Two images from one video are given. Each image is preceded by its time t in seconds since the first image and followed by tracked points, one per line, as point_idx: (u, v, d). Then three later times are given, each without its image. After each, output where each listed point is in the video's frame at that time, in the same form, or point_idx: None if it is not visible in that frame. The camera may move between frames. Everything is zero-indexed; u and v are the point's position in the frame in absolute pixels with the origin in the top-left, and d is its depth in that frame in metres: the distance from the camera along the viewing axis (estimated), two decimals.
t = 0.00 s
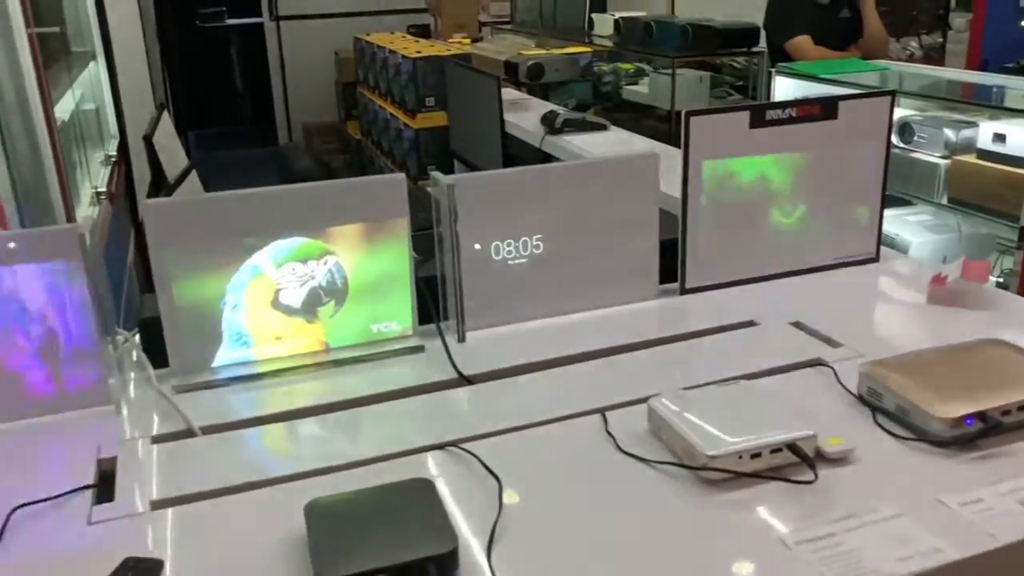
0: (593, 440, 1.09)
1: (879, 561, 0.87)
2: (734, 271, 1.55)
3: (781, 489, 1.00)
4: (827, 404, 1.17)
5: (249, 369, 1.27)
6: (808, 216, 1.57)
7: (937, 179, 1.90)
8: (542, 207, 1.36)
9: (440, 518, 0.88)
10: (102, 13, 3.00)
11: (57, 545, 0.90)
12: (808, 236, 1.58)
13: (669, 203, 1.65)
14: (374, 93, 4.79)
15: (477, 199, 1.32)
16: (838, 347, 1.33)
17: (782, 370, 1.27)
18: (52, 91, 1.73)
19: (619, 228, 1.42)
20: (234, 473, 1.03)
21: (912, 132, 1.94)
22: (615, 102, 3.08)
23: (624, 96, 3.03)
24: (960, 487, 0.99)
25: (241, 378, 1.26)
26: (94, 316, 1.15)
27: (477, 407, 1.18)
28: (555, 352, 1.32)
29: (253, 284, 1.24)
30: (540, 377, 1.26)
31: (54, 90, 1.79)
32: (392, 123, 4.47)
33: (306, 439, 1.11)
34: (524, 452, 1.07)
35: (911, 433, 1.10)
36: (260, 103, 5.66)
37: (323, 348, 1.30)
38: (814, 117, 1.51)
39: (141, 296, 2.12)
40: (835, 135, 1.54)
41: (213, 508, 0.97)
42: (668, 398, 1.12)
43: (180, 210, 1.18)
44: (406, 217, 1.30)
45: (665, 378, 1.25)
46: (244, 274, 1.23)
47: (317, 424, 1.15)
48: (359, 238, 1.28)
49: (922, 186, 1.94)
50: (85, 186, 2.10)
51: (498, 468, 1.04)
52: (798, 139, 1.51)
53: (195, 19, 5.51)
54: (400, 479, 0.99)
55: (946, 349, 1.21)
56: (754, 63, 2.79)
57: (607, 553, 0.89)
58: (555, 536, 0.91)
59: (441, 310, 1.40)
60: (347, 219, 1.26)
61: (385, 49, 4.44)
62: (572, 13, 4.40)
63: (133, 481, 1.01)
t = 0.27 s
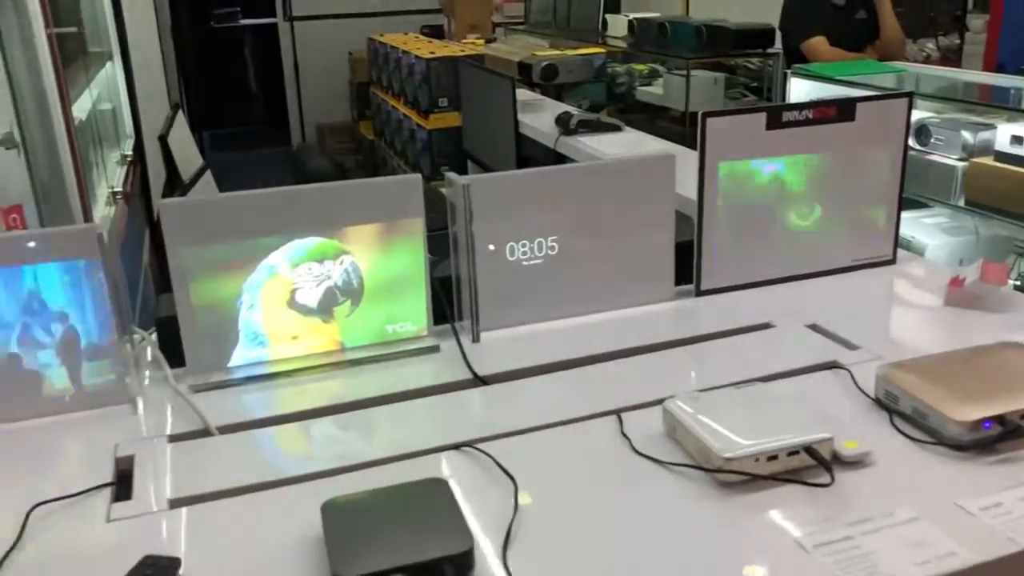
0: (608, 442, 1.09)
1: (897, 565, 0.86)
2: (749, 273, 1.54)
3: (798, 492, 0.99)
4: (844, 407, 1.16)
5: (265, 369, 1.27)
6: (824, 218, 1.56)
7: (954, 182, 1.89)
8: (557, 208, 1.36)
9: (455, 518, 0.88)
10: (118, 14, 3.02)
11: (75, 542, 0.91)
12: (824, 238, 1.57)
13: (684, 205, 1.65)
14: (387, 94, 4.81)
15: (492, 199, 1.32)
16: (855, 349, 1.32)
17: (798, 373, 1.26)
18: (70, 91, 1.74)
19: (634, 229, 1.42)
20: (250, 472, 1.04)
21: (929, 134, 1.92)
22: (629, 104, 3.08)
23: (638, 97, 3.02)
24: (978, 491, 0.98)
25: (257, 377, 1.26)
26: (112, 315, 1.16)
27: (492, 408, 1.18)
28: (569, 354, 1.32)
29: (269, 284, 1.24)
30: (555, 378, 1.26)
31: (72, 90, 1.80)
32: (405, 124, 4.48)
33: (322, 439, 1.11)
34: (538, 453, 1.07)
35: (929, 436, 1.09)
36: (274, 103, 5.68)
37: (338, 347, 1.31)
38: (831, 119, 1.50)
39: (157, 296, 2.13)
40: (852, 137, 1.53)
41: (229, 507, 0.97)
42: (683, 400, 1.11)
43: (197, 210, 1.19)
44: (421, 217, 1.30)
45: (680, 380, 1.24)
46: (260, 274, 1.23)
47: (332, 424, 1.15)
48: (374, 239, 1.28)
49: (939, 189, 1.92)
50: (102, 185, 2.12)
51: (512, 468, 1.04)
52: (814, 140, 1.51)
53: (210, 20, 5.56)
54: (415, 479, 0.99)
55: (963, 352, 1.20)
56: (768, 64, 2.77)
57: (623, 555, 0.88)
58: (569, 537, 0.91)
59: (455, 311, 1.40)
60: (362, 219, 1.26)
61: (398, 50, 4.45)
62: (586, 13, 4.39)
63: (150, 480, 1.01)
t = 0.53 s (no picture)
0: (623, 443, 1.09)
1: (915, 569, 0.86)
2: (765, 275, 1.54)
3: (815, 494, 0.99)
4: (860, 410, 1.16)
5: (282, 368, 1.28)
6: (840, 220, 1.56)
7: (970, 184, 1.86)
8: (573, 210, 1.36)
9: (472, 517, 0.89)
10: (135, 16, 3.04)
11: (97, 539, 0.92)
12: (840, 240, 1.57)
13: (699, 207, 1.65)
14: (401, 95, 4.82)
15: (508, 201, 1.32)
16: (871, 352, 1.32)
17: (814, 376, 1.26)
18: (89, 92, 1.76)
19: (650, 231, 1.42)
20: (269, 471, 1.04)
21: (945, 137, 1.92)
22: (642, 105, 3.09)
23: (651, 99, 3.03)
24: (996, 495, 0.98)
25: (275, 377, 1.27)
26: (132, 315, 1.17)
27: (508, 408, 1.18)
28: (585, 355, 1.32)
29: (286, 284, 1.25)
30: (570, 380, 1.26)
31: (91, 92, 1.82)
32: (418, 126, 4.49)
33: (339, 438, 1.12)
34: (555, 454, 1.07)
35: (946, 440, 1.08)
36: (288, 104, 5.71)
37: (354, 348, 1.31)
38: (847, 121, 1.50)
39: (173, 296, 2.15)
40: (868, 140, 1.52)
41: (248, 505, 0.98)
42: (699, 402, 1.11)
43: (215, 211, 1.20)
44: (437, 218, 1.30)
45: (696, 382, 1.24)
46: (278, 274, 1.24)
47: (349, 424, 1.16)
48: (391, 240, 1.29)
49: (954, 191, 1.89)
50: (119, 186, 2.14)
51: (529, 469, 1.04)
52: (830, 143, 1.50)
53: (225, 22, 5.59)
54: (431, 479, 0.99)
55: (981, 355, 1.20)
56: (782, 66, 2.75)
57: (640, 556, 0.89)
58: (586, 538, 0.92)
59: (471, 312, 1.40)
60: (379, 220, 1.27)
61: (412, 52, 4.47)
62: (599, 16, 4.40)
63: (170, 479, 1.02)
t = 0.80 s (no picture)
0: (642, 443, 1.09)
1: (936, 571, 0.86)
2: (783, 276, 1.54)
3: (834, 496, 0.99)
4: (880, 412, 1.15)
5: (302, 366, 1.29)
6: (859, 221, 1.55)
7: (990, 185, 1.85)
8: (591, 210, 1.37)
9: (493, 515, 0.89)
10: (154, 16, 3.07)
11: (121, 533, 0.93)
12: (859, 241, 1.56)
13: (717, 207, 1.64)
14: (416, 95, 4.83)
15: (526, 201, 1.32)
16: (891, 354, 1.31)
17: (833, 377, 1.25)
18: (110, 91, 1.78)
19: (668, 231, 1.42)
20: (290, 467, 1.05)
21: (964, 138, 1.91)
22: (658, 105, 3.10)
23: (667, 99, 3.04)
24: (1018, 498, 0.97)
25: (294, 374, 1.28)
26: (155, 312, 1.18)
27: (526, 408, 1.19)
28: (603, 355, 1.32)
29: (307, 283, 1.26)
30: (588, 379, 1.26)
31: (113, 91, 1.84)
32: (433, 125, 4.51)
33: (359, 436, 1.13)
34: (573, 453, 1.07)
35: (967, 443, 1.08)
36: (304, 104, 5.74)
37: (373, 346, 1.32)
38: (867, 122, 1.49)
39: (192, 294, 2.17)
40: (887, 141, 1.52)
41: (269, 502, 0.99)
42: (718, 402, 1.11)
43: (237, 210, 1.21)
44: (456, 218, 1.31)
45: (714, 382, 1.24)
46: (299, 272, 1.25)
47: (368, 421, 1.16)
48: (410, 239, 1.29)
49: (975, 191, 1.88)
50: (139, 184, 2.16)
51: (548, 468, 1.04)
52: (850, 143, 1.50)
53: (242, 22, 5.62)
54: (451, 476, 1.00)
55: (1002, 358, 1.19)
56: (801, 66, 2.74)
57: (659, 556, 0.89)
58: (605, 537, 0.92)
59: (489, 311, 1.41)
60: (399, 219, 1.28)
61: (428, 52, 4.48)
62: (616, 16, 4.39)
63: (193, 475, 1.03)
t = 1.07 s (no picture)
0: (662, 443, 1.09)
1: None
2: (804, 277, 1.53)
3: (857, 498, 0.98)
4: (902, 415, 1.15)
5: (323, 363, 1.30)
6: (881, 222, 1.54)
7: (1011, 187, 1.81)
8: (611, 210, 1.36)
9: (514, 513, 0.89)
10: (175, 15, 3.09)
11: (146, 527, 0.94)
12: (880, 243, 1.55)
13: (737, 207, 1.64)
14: (433, 94, 4.84)
15: (547, 200, 1.33)
16: (912, 357, 1.30)
17: (854, 379, 1.25)
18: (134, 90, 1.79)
19: (688, 231, 1.42)
20: (312, 463, 1.06)
21: (987, 138, 1.89)
22: (676, 105, 3.09)
23: (685, 98, 3.02)
24: None
25: (316, 371, 1.29)
26: (179, 307, 1.19)
27: (545, 407, 1.19)
28: (622, 354, 1.32)
29: (328, 280, 1.27)
30: (608, 379, 1.26)
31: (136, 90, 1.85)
32: (450, 124, 4.51)
33: (379, 433, 1.13)
34: (593, 453, 1.07)
35: (991, 447, 1.07)
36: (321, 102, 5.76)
37: (393, 344, 1.33)
38: (889, 122, 1.49)
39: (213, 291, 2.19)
40: (910, 141, 1.51)
41: (291, 497, 0.99)
42: (738, 403, 1.11)
43: (259, 208, 1.22)
44: (476, 216, 1.31)
45: (734, 383, 1.24)
46: (320, 270, 1.26)
47: (388, 419, 1.17)
48: (431, 237, 1.30)
49: (995, 193, 1.84)
50: (161, 182, 2.18)
51: (568, 467, 1.04)
52: (872, 144, 1.49)
53: (260, 21, 5.65)
54: (472, 474, 1.00)
55: None
56: (820, 66, 2.72)
57: (680, 556, 0.89)
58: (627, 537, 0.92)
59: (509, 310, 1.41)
60: (420, 218, 1.28)
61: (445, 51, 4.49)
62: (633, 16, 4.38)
63: (216, 470, 1.04)
